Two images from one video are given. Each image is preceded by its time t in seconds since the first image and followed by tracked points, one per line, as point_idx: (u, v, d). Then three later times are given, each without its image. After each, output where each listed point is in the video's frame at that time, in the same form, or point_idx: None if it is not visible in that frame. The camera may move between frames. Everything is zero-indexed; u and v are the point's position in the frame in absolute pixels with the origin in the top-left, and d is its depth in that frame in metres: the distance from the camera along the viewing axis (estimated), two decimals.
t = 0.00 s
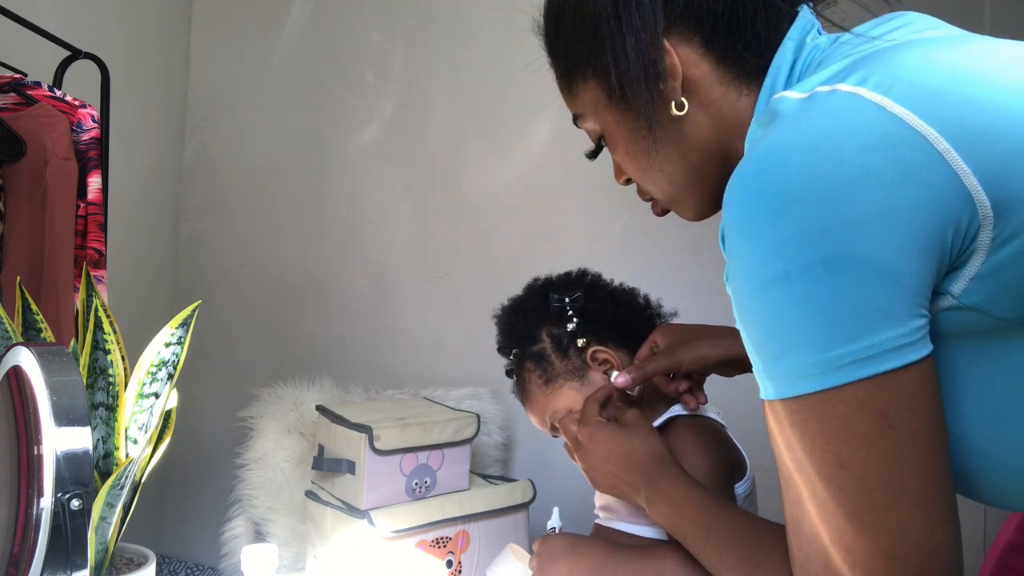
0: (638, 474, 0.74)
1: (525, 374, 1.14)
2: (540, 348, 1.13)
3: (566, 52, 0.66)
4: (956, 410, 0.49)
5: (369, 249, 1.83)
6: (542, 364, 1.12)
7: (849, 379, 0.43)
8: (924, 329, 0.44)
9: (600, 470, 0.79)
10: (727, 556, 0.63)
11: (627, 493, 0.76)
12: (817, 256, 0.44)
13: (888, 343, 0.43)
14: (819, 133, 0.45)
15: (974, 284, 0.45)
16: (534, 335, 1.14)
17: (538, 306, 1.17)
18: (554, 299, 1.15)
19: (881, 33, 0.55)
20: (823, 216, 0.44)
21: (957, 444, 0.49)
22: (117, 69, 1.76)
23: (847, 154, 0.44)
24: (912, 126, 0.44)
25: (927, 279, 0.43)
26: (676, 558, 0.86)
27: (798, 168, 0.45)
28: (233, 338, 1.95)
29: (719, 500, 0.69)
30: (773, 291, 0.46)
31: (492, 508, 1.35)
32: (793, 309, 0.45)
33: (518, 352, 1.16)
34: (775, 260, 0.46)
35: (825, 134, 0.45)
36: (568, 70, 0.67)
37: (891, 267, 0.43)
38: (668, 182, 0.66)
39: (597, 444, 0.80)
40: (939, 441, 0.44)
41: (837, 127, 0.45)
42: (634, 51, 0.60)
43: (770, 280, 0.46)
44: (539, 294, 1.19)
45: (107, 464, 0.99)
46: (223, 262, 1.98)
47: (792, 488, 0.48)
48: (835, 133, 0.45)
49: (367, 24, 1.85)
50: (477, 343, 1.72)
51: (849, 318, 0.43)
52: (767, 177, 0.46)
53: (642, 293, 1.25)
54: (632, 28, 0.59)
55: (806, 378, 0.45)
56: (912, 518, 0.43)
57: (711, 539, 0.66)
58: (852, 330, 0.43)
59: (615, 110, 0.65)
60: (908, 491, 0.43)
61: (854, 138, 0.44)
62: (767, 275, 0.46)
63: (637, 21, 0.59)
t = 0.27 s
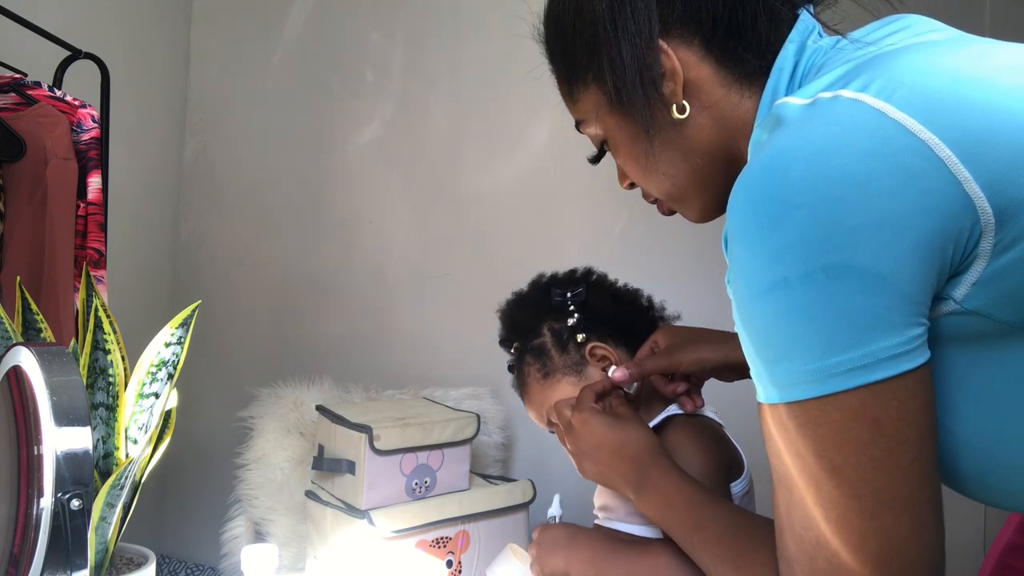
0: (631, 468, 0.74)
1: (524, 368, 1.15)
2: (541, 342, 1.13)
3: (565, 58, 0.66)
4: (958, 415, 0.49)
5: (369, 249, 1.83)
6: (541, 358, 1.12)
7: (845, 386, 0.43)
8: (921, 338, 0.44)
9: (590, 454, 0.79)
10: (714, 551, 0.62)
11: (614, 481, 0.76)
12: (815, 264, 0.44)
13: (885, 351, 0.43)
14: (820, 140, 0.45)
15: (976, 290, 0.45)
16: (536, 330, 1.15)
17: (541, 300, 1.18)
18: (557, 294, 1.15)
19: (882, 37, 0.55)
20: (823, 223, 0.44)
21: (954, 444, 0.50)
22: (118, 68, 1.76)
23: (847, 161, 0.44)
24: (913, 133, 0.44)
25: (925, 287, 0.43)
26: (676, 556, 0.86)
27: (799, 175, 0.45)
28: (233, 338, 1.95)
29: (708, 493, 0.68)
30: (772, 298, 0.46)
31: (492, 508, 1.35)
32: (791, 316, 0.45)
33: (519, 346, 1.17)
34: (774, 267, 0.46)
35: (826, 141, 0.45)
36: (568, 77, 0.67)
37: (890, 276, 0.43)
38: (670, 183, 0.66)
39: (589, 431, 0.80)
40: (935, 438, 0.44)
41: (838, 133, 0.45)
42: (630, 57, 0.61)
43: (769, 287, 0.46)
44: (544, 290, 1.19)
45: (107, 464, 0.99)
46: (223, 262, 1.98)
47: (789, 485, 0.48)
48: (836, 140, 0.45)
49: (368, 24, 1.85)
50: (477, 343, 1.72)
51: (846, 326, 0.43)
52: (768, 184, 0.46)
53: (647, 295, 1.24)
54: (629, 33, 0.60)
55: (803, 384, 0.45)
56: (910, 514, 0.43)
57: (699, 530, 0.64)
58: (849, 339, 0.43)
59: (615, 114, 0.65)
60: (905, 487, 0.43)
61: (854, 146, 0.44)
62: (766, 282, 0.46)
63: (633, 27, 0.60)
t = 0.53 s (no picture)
0: (616, 455, 0.73)
1: (533, 342, 1.16)
2: (554, 321, 1.15)
3: (572, 55, 0.67)
4: (957, 414, 0.48)
5: (369, 249, 1.83)
6: (550, 335, 1.13)
7: (839, 382, 0.43)
8: (916, 336, 0.44)
9: (581, 437, 0.79)
10: (702, 544, 0.60)
11: (603, 466, 0.75)
12: (812, 259, 0.44)
13: (880, 348, 0.43)
14: (822, 136, 0.45)
15: (975, 288, 0.45)
16: (553, 309, 1.17)
17: (567, 283, 1.20)
18: (583, 279, 1.17)
19: (884, 37, 0.55)
20: (822, 219, 0.44)
21: (952, 443, 0.50)
22: (118, 69, 1.76)
23: (848, 158, 0.44)
24: (915, 132, 0.44)
25: (922, 286, 0.43)
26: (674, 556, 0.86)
27: (800, 170, 0.45)
28: (233, 338, 1.95)
29: (697, 484, 0.66)
30: (769, 293, 0.46)
31: (492, 508, 1.35)
32: (787, 311, 0.45)
33: (535, 322, 1.19)
34: (771, 261, 0.46)
35: (828, 138, 0.45)
36: (575, 74, 0.68)
37: (887, 273, 0.43)
38: (674, 181, 0.66)
39: (581, 414, 0.80)
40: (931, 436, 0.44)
41: (840, 132, 0.45)
42: (634, 54, 0.61)
43: (767, 282, 0.46)
44: (570, 274, 1.22)
45: (107, 464, 0.99)
46: (223, 262, 1.98)
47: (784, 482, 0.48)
48: (838, 138, 0.45)
49: (368, 24, 1.85)
50: (477, 343, 1.72)
51: (842, 322, 0.43)
52: (770, 179, 0.46)
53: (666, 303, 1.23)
54: (632, 32, 0.61)
55: (798, 379, 0.45)
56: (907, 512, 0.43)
57: (687, 519, 0.62)
58: (844, 334, 0.43)
59: (620, 112, 0.65)
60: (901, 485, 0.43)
61: (855, 143, 0.44)
62: (765, 277, 0.46)
63: (637, 25, 0.60)
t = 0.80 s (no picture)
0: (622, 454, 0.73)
1: (541, 333, 1.16)
2: (564, 313, 1.14)
3: (578, 49, 0.67)
4: (956, 410, 0.49)
5: (369, 249, 1.83)
6: (559, 326, 1.13)
7: (837, 375, 0.43)
8: (915, 330, 0.44)
9: (588, 429, 0.80)
10: (704, 532, 0.60)
11: (608, 459, 0.76)
12: (811, 253, 0.44)
13: (878, 341, 0.43)
14: (820, 133, 0.45)
15: (972, 283, 0.45)
16: (564, 301, 1.16)
17: (579, 275, 1.19)
18: (596, 274, 1.16)
19: (883, 37, 0.56)
20: (820, 213, 0.44)
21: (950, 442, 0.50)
22: (118, 69, 1.76)
23: (845, 154, 0.44)
24: (912, 129, 0.44)
25: (921, 280, 0.43)
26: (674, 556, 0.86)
27: (799, 166, 0.45)
28: (233, 338, 1.95)
29: (699, 478, 0.66)
30: (768, 287, 0.46)
31: (492, 508, 1.35)
32: (786, 305, 0.45)
33: (544, 314, 1.18)
34: (770, 256, 0.46)
35: (826, 134, 0.45)
36: (580, 66, 0.68)
37: (886, 268, 0.43)
38: (676, 176, 0.66)
39: (590, 407, 0.81)
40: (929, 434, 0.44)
41: (838, 127, 0.45)
42: (634, 51, 0.61)
43: (767, 277, 0.46)
44: (583, 268, 1.21)
45: (107, 464, 0.99)
46: (224, 262, 1.98)
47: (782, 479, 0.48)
48: (837, 134, 0.45)
49: (367, 25, 1.85)
50: (477, 343, 1.72)
51: (840, 315, 0.43)
52: (769, 175, 0.46)
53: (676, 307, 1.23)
54: (632, 28, 0.61)
55: (796, 373, 0.45)
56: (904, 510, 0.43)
57: (690, 511, 0.62)
58: (843, 327, 0.43)
59: (621, 106, 0.65)
60: (899, 483, 0.43)
61: (853, 138, 0.44)
62: (765, 272, 0.46)
63: (638, 21, 0.60)
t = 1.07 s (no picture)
0: (626, 456, 0.73)
1: (540, 334, 1.15)
2: (564, 313, 1.14)
3: (581, 48, 0.68)
4: (956, 408, 0.48)
5: (369, 249, 1.83)
6: (559, 327, 1.12)
7: (841, 371, 0.44)
8: (918, 325, 0.44)
9: (590, 432, 0.80)
10: (713, 535, 0.60)
11: (612, 463, 0.76)
12: (813, 249, 0.44)
13: (882, 336, 0.43)
14: (820, 131, 0.46)
15: (970, 279, 0.45)
16: (563, 301, 1.15)
17: (578, 276, 1.19)
18: (595, 275, 1.17)
19: (883, 37, 0.56)
20: (822, 210, 0.44)
21: (952, 442, 0.50)
22: (118, 69, 1.76)
23: (845, 151, 0.44)
24: (911, 126, 0.44)
25: (923, 276, 0.43)
26: (675, 557, 0.86)
27: (799, 164, 0.45)
28: (233, 338, 1.95)
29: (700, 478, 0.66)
30: (772, 284, 0.46)
31: (492, 508, 1.35)
32: (789, 302, 0.45)
33: (541, 315, 1.17)
34: (773, 253, 0.46)
35: (826, 131, 0.45)
36: (583, 66, 0.69)
37: (887, 264, 0.43)
38: (677, 175, 0.66)
39: (593, 410, 0.80)
40: (930, 433, 0.44)
41: (838, 125, 0.45)
42: (635, 51, 0.62)
43: (769, 274, 0.46)
44: (582, 269, 1.21)
45: (107, 464, 0.99)
46: (224, 263, 1.98)
47: (783, 478, 0.48)
48: (836, 132, 0.45)
49: (367, 25, 1.85)
50: (477, 343, 1.72)
51: (843, 310, 0.43)
52: (770, 174, 0.46)
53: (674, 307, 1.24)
54: (633, 28, 0.61)
55: (800, 369, 0.45)
56: (905, 509, 0.43)
57: (696, 514, 0.62)
58: (846, 323, 0.43)
59: (623, 106, 0.66)
60: (900, 482, 0.43)
61: (853, 135, 0.44)
62: (767, 269, 0.46)
63: (638, 22, 0.60)
